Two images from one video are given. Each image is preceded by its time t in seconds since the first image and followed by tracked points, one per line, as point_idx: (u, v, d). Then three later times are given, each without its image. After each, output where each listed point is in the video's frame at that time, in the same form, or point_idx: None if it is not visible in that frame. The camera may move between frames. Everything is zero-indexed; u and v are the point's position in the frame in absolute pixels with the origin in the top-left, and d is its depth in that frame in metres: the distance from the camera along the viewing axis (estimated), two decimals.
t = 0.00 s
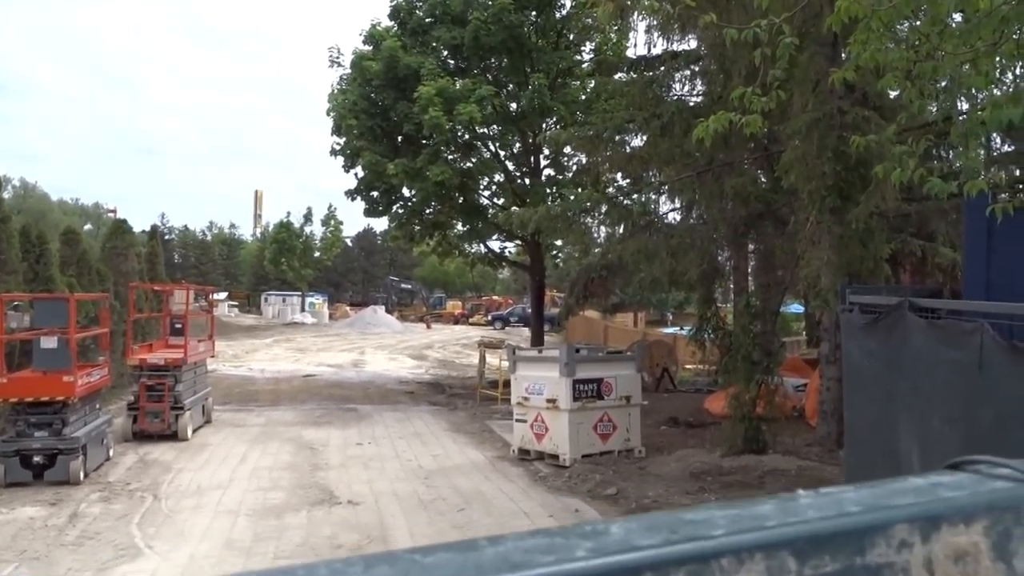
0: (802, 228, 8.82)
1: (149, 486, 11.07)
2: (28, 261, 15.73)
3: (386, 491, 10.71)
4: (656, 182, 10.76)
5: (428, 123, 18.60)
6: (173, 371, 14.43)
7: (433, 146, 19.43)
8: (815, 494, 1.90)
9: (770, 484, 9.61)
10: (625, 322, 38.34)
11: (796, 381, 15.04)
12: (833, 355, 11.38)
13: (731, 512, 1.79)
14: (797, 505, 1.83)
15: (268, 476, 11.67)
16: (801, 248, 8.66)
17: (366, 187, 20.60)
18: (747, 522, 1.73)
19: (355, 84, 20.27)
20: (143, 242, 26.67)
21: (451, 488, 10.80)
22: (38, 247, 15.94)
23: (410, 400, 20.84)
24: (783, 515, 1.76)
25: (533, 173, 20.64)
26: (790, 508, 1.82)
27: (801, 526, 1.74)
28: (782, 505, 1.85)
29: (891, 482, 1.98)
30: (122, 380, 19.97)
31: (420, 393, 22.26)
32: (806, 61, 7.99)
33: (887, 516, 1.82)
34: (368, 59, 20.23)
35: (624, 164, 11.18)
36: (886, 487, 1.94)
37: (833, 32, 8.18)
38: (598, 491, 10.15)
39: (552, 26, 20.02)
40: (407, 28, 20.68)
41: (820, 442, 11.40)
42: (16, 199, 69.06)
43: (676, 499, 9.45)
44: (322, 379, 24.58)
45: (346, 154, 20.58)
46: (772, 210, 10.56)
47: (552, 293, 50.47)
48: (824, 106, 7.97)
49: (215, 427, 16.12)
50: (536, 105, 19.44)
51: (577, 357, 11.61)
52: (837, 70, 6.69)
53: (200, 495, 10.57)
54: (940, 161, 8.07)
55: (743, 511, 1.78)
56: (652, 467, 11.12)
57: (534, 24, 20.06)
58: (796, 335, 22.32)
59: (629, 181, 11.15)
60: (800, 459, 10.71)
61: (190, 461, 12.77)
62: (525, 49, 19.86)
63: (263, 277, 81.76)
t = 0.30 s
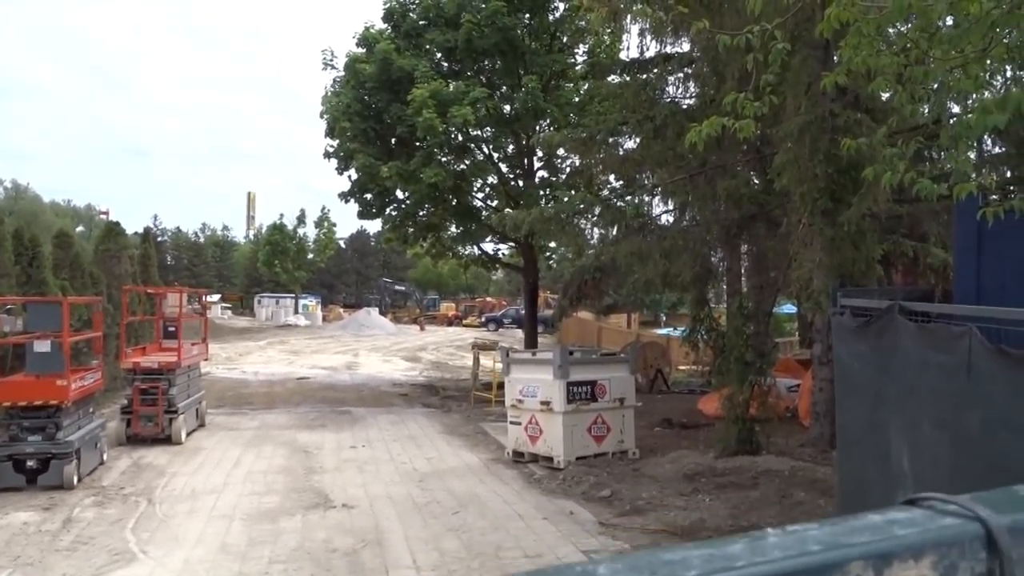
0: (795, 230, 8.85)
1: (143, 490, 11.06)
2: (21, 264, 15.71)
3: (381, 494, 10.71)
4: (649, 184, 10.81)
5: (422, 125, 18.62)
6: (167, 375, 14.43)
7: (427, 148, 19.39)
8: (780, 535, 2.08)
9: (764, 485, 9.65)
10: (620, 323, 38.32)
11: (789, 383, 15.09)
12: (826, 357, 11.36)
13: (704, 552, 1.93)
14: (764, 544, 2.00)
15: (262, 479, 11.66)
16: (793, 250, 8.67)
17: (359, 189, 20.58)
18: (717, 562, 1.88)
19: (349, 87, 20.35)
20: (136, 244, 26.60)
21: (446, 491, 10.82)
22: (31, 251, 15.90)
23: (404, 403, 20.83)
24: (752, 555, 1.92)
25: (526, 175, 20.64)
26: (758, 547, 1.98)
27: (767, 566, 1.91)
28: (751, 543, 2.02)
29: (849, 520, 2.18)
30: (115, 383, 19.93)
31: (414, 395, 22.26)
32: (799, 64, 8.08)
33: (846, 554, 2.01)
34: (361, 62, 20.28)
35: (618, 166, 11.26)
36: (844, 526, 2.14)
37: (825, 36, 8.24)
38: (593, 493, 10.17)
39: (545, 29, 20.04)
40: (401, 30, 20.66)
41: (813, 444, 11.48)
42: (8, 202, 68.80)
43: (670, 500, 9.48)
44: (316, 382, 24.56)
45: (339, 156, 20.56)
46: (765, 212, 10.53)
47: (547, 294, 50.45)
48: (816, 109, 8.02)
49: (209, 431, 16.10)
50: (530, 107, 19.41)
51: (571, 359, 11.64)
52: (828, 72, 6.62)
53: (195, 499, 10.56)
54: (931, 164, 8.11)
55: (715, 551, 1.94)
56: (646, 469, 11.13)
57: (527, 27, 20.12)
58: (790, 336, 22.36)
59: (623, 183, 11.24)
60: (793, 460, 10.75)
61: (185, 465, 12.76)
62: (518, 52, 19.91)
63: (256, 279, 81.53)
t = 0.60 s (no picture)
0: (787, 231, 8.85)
1: (138, 497, 11.03)
2: (13, 272, 15.67)
3: (377, 499, 10.70)
4: (642, 187, 10.81)
5: (415, 129, 18.64)
6: (161, 381, 14.41)
7: (420, 152, 19.37)
8: None
9: (759, 487, 9.66)
10: (614, 325, 38.37)
11: (783, 383, 15.13)
12: (819, 358, 11.42)
13: None
14: None
15: (257, 485, 11.65)
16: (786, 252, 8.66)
17: (353, 193, 20.59)
18: None
19: (342, 92, 20.35)
20: (129, 250, 26.56)
21: (442, 495, 10.82)
22: (23, 258, 15.86)
23: (400, 406, 20.83)
24: None
25: (519, 178, 20.66)
26: None
27: None
28: None
29: None
30: (109, 390, 19.89)
31: (409, 399, 22.26)
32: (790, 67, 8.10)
33: None
34: (354, 67, 20.29)
35: (610, 167, 11.32)
36: None
37: (816, 38, 8.32)
38: (588, 496, 10.16)
39: (537, 31, 20.06)
40: (392, 34, 20.68)
41: (807, 444, 11.55)
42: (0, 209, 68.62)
43: (665, 503, 9.48)
44: (311, 387, 24.54)
45: (332, 160, 20.54)
46: (758, 214, 10.56)
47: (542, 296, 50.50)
48: (807, 111, 8.06)
49: (204, 436, 16.08)
50: (522, 110, 19.40)
51: (565, 363, 11.64)
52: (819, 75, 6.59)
53: (189, 506, 10.54)
54: (922, 164, 8.22)
55: None
56: (642, 471, 11.14)
57: (519, 30, 20.15)
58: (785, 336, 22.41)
59: (616, 185, 11.30)
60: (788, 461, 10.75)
61: (179, 471, 12.73)
62: (510, 55, 19.96)
63: (249, 284, 81.40)
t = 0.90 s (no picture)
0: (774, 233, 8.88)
1: (128, 510, 10.97)
2: None
3: (369, 507, 10.68)
4: (630, 190, 10.87)
5: (402, 135, 18.62)
6: (151, 393, 14.35)
7: (407, 158, 19.32)
8: None
9: (749, 488, 9.68)
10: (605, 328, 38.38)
11: (773, 384, 15.19)
12: (808, 358, 11.49)
13: None
14: None
15: (248, 495, 11.60)
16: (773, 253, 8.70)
17: (341, 200, 20.55)
18: None
19: (328, 99, 20.33)
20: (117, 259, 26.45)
21: (434, 502, 10.80)
22: (10, 271, 15.76)
23: (391, 413, 20.79)
24: None
25: (507, 183, 20.63)
26: None
27: None
28: None
29: None
30: (97, 402, 19.78)
31: (400, 406, 22.22)
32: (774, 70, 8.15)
33: None
34: (340, 73, 20.27)
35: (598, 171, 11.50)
36: None
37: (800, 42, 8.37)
38: (580, 501, 10.16)
39: (522, 36, 19.96)
40: (378, 41, 20.69)
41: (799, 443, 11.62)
42: None
43: (657, 505, 9.49)
44: (301, 395, 24.46)
45: (320, 167, 20.52)
46: (745, 216, 10.58)
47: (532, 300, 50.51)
48: (792, 114, 8.07)
49: (194, 447, 16.01)
50: (509, 115, 19.43)
51: (556, 367, 11.64)
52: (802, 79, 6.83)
53: (180, 518, 10.49)
54: (906, 165, 8.33)
55: None
56: (633, 475, 11.16)
57: (504, 35, 20.06)
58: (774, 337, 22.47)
59: (604, 188, 11.42)
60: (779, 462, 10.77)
61: (169, 483, 12.66)
62: (496, 60, 19.94)
63: (237, 292, 81.07)
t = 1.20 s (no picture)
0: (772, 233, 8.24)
1: (84, 537, 10.21)
2: None
3: (343, 531, 9.98)
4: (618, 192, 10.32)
5: (379, 135, 17.94)
6: (110, 411, 13.52)
7: (384, 159, 18.72)
8: None
9: (748, 506, 9.06)
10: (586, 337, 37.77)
11: (770, 396, 14.59)
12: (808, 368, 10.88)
13: None
14: None
15: (214, 520, 10.87)
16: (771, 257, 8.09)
17: (315, 205, 19.83)
18: None
19: (300, 97, 19.71)
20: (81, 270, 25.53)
21: (413, 524, 10.12)
22: None
23: (368, 429, 20.03)
24: None
25: (491, 184, 20.02)
26: None
27: None
28: None
29: None
30: (51, 421, 18.87)
31: (377, 421, 21.47)
32: (769, 64, 7.66)
33: None
34: (312, 71, 19.67)
35: (585, 173, 10.75)
36: None
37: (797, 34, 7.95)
38: (569, 521, 9.50)
39: (505, 31, 19.39)
40: (353, 36, 20.02)
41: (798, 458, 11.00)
42: None
43: (651, 525, 8.85)
44: (273, 412, 23.63)
45: (292, 170, 19.80)
46: (740, 219, 10.01)
47: (512, 309, 49.85)
48: (789, 111, 7.59)
49: (158, 468, 15.22)
50: (492, 113, 18.83)
51: (541, 380, 11.00)
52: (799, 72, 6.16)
53: (141, 544, 9.75)
54: (909, 165, 7.77)
55: None
56: (625, 492, 10.53)
57: (487, 30, 19.45)
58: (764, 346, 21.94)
59: (591, 190, 10.74)
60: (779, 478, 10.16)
61: (129, 508, 11.89)
62: (477, 56, 19.33)
63: (208, 304, 79.66)
